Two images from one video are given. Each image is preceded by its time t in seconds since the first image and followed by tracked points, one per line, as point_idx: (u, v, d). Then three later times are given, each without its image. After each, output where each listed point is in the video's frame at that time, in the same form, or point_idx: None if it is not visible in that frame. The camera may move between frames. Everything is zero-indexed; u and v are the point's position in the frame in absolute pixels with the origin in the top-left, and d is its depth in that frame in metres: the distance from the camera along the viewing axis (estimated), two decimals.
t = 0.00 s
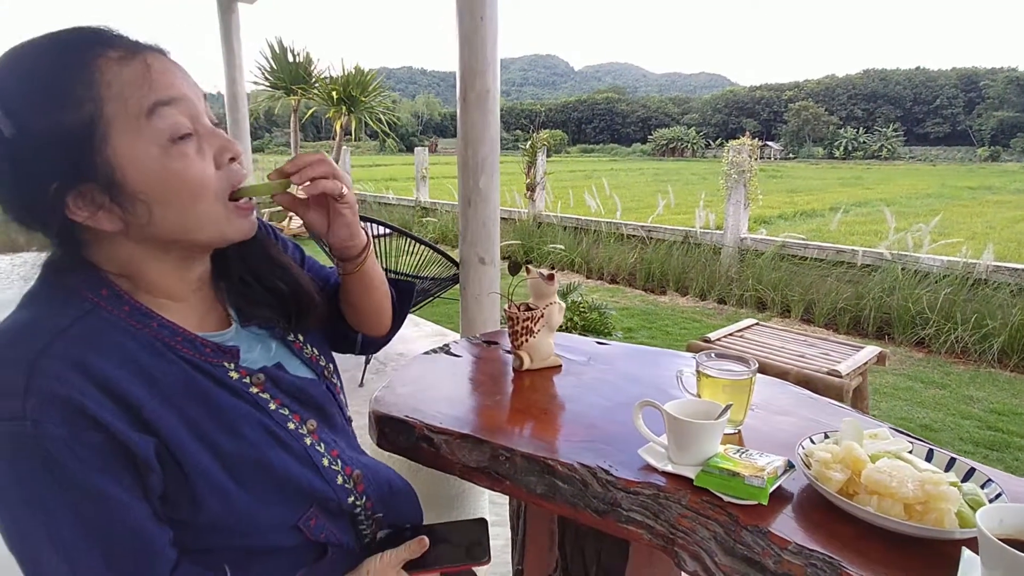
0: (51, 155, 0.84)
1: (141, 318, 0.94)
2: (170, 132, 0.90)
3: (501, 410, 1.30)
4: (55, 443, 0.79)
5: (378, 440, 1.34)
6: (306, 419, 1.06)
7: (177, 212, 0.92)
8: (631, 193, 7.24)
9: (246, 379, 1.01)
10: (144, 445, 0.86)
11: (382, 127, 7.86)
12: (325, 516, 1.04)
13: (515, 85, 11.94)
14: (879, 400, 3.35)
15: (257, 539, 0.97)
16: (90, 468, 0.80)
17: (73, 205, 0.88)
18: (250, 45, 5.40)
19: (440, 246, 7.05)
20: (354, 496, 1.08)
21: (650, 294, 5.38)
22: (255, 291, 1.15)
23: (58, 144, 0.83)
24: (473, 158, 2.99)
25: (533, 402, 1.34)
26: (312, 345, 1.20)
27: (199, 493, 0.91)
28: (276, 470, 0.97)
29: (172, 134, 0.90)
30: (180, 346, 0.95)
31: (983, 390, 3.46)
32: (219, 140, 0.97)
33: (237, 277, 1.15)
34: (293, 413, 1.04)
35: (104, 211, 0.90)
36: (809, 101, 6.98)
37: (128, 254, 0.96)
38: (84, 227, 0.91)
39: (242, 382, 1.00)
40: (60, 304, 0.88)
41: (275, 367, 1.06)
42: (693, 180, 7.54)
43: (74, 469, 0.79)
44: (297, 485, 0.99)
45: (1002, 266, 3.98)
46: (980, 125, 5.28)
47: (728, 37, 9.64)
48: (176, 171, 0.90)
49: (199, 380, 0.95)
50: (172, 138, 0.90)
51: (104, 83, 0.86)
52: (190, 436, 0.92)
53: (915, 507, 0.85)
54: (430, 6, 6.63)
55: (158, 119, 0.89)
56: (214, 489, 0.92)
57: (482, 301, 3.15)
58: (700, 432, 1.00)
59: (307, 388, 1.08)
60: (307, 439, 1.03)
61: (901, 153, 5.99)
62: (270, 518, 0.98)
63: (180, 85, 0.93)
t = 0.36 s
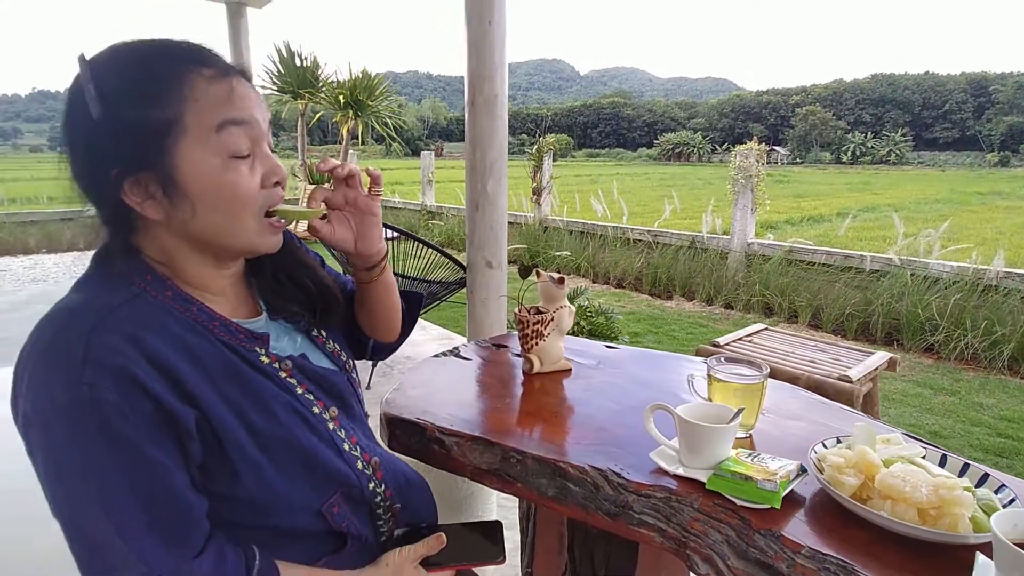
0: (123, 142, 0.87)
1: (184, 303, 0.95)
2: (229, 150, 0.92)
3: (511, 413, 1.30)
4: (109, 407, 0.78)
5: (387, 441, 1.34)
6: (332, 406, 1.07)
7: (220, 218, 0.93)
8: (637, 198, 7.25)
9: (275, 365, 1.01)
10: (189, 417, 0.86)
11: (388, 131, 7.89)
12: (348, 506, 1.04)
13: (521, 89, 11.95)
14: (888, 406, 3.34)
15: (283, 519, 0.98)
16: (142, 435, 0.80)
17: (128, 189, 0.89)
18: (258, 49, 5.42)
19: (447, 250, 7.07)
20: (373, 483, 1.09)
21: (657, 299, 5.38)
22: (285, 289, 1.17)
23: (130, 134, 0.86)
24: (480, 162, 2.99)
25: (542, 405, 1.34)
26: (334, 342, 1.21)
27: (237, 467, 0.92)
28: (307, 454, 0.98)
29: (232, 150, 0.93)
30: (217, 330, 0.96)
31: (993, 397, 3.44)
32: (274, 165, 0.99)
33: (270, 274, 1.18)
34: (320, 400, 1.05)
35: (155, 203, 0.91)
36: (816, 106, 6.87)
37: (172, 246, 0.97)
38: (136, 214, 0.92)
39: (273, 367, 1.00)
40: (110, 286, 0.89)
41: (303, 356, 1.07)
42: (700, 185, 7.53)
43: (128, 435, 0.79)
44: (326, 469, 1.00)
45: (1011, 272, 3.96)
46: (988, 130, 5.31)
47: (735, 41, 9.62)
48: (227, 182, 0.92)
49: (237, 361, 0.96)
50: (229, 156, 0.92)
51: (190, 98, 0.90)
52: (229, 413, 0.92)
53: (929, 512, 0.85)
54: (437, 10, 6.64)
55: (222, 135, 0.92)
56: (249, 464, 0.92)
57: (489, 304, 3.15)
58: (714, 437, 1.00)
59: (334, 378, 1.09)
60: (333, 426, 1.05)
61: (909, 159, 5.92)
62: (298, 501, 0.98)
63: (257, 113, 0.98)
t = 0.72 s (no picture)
0: (201, 132, 0.95)
1: (238, 286, 1.00)
2: (295, 140, 1.00)
3: (521, 412, 1.34)
4: (166, 369, 0.84)
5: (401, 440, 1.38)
6: (362, 404, 1.11)
7: (283, 202, 1.00)
8: (647, 198, 7.27)
9: (314, 356, 1.06)
10: (234, 391, 0.91)
11: (398, 131, 7.96)
12: (367, 508, 1.08)
13: (531, 89, 11.97)
14: (896, 406, 3.34)
15: (304, 508, 1.01)
16: (191, 400, 0.85)
17: (203, 174, 0.97)
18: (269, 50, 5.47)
19: (458, 249, 7.13)
20: (395, 482, 1.12)
21: (667, 299, 5.40)
22: (329, 289, 1.23)
23: (208, 125, 0.94)
24: (491, 162, 3.03)
25: (552, 404, 1.37)
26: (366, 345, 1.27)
27: (270, 447, 0.95)
28: (337, 444, 1.01)
29: (297, 140, 1.00)
30: (264, 316, 1.01)
31: (1002, 397, 3.44)
32: (332, 158, 1.06)
33: (316, 274, 1.23)
34: (351, 395, 1.09)
35: (225, 188, 0.98)
36: (826, 106, 6.82)
37: (235, 230, 1.03)
38: (208, 198, 1.00)
39: (312, 358, 1.05)
40: (171, 263, 0.95)
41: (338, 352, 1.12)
42: (710, 185, 7.53)
43: (180, 397, 0.84)
44: (354, 463, 1.04)
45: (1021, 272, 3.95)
46: (998, 131, 5.27)
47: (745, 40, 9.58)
48: (292, 169, 0.99)
49: (280, 347, 1.00)
50: (295, 145, 1.00)
51: (265, 93, 0.98)
52: (271, 394, 0.96)
53: (935, 509, 0.87)
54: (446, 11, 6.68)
55: (291, 128, 0.99)
56: (282, 446, 0.96)
57: (499, 303, 3.18)
58: (717, 434, 1.02)
59: (365, 377, 1.13)
60: (361, 423, 1.09)
61: (919, 160, 5.90)
62: (322, 490, 1.01)
63: (321, 112, 1.05)
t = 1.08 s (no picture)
0: (242, 136, 1.01)
1: (280, 275, 1.05)
2: (325, 144, 1.04)
3: (526, 415, 1.34)
4: (219, 335, 0.89)
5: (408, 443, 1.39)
6: (383, 397, 1.14)
7: (313, 202, 1.05)
8: (651, 202, 7.27)
9: (344, 347, 1.10)
10: (276, 367, 0.95)
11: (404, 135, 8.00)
12: (382, 499, 1.10)
13: (537, 93, 11.99)
14: (900, 409, 3.33)
15: (324, 494, 1.03)
16: (238, 369, 0.90)
17: (243, 176, 1.04)
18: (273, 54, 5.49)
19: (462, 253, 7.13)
20: (410, 477, 1.14)
21: (671, 303, 5.40)
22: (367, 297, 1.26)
23: (248, 128, 1.01)
24: (496, 166, 3.04)
25: (556, 406, 1.38)
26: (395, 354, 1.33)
27: (301, 428, 0.98)
28: (363, 433, 1.04)
29: (327, 144, 1.05)
30: (303, 303, 1.05)
31: (1006, 401, 3.43)
32: (362, 161, 1.10)
33: (353, 283, 1.27)
34: (374, 387, 1.12)
35: (262, 188, 1.05)
36: (831, 111, 6.86)
37: (272, 231, 1.09)
38: (248, 198, 1.06)
39: (342, 348, 1.09)
40: (220, 248, 1.01)
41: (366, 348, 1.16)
42: (715, 190, 7.54)
43: (229, 363, 0.89)
44: (375, 454, 1.06)
45: None
46: (1003, 135, 5.28)
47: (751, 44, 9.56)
48: (321, 171, 1.04)
49: (316, 334, 1.04)
50: (325, 149, 1.04)
51: (299, 98, 1.03)
52: (308, 378, 1.00)
53: (936, 511, 0.87)
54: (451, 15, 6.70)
55: (322, 132, 1.04)
56: (312, 428, 0.99)
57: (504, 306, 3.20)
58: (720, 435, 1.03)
59: (390, 373, 1.17)
60: (383, 417, 1.12)
61: (923, 164, 5.95)
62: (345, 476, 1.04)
63: (353, 117, 1.09)
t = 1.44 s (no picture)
0: (274, 141, 1.03)
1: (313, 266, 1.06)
2: (349, 153, 1.05)
3: (525, 418, 1.34)
4: (258, 316, 0.89)
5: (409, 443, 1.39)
6: (401, 393, 1.15)
7: (333, 208, 1.06)
8: (652, 204, 7.27)
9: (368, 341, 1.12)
10: (308, 353, 0.95)
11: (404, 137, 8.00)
12: (393, 491, 1.09)
13: (538, 95, 11.99)
14: (900, 412, 3.32)
15: (340, 482, 1.03)
16: (274, 350, 0.90)
17: (275, 180, 1.05)
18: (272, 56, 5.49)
19: (462, 255, 7.13)
20: (420, 474, 1.14)
21: (672, 305, 5.40)
22: (388, 294, 1.29)
23: (281, 134, 1.03)
24: (496, 168, 3.04)
25: (555, 409, 1.37)
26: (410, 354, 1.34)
27: (324, 414, 0.98)
28: (382, 425, 1.04)
29: (351, 152, 1.05)
30: (333, 293, 1.06)
31: (1006, 403, 3.42)
32: (386, 170, 1.10)
33: (376, 280, 1.30)
34: (394, 383, 1.14)
35: (291, 193, 1.06)
36: (831, 113, 6.87)
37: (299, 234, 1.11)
38: (277, 201, 1.08)
39: (366, 341, 1.10)
40: (256, 236, 1.01)
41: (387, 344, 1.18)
42: (715, 192, 7.54)
43: (265, 344, 0.89)
44: (391, 447, 1.06)
45: None
46: (1003, 138, 5.26)
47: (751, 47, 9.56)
48: (343, 179, 1.04)
49: (343, 324, 1.04)
50: (348, 157, 1.05)
51: (328, 109, 1.04)
52: (337, 367, 1.00)
53: (938, 515, 0.87)
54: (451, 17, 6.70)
55: (347, 142, 1.04)
56: (336, 415, 0.99)
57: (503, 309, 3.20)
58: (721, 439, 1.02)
59: (407, 371, 1.18)
60: (401, 413, 1.12)
61: (923, 166, 5.94)
62: (362, 466, 1.04)
63: (381, 128, 1.09)
